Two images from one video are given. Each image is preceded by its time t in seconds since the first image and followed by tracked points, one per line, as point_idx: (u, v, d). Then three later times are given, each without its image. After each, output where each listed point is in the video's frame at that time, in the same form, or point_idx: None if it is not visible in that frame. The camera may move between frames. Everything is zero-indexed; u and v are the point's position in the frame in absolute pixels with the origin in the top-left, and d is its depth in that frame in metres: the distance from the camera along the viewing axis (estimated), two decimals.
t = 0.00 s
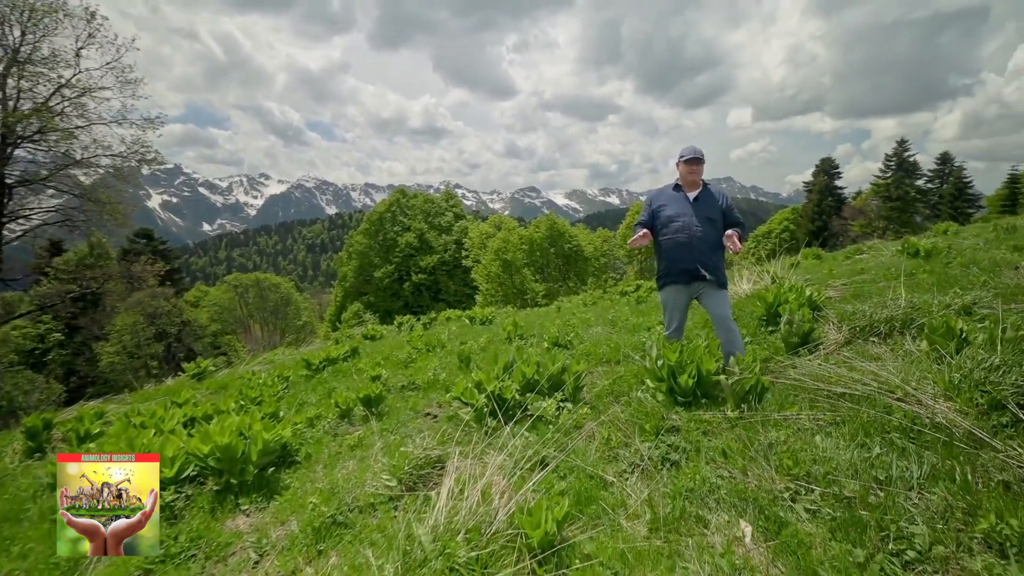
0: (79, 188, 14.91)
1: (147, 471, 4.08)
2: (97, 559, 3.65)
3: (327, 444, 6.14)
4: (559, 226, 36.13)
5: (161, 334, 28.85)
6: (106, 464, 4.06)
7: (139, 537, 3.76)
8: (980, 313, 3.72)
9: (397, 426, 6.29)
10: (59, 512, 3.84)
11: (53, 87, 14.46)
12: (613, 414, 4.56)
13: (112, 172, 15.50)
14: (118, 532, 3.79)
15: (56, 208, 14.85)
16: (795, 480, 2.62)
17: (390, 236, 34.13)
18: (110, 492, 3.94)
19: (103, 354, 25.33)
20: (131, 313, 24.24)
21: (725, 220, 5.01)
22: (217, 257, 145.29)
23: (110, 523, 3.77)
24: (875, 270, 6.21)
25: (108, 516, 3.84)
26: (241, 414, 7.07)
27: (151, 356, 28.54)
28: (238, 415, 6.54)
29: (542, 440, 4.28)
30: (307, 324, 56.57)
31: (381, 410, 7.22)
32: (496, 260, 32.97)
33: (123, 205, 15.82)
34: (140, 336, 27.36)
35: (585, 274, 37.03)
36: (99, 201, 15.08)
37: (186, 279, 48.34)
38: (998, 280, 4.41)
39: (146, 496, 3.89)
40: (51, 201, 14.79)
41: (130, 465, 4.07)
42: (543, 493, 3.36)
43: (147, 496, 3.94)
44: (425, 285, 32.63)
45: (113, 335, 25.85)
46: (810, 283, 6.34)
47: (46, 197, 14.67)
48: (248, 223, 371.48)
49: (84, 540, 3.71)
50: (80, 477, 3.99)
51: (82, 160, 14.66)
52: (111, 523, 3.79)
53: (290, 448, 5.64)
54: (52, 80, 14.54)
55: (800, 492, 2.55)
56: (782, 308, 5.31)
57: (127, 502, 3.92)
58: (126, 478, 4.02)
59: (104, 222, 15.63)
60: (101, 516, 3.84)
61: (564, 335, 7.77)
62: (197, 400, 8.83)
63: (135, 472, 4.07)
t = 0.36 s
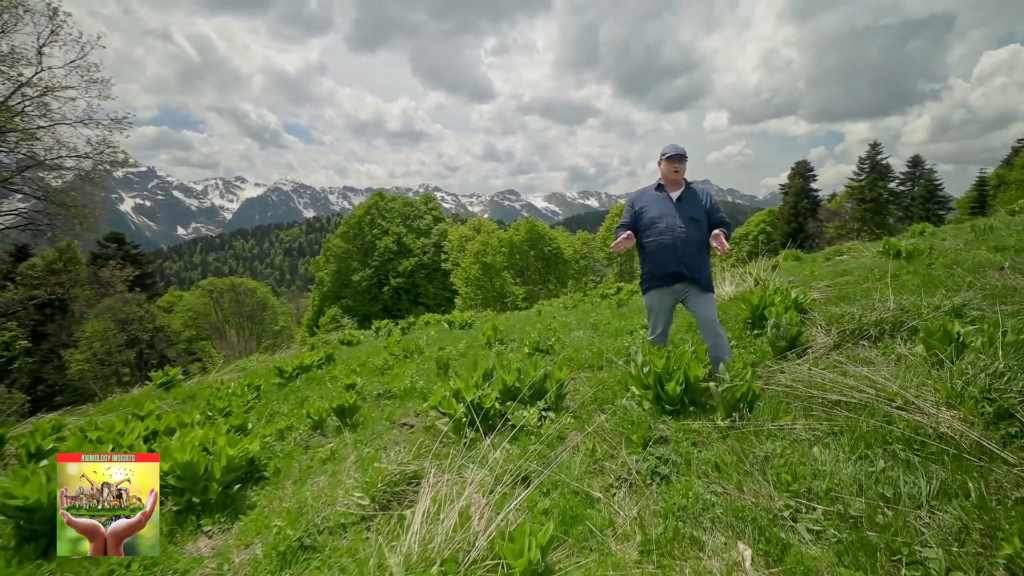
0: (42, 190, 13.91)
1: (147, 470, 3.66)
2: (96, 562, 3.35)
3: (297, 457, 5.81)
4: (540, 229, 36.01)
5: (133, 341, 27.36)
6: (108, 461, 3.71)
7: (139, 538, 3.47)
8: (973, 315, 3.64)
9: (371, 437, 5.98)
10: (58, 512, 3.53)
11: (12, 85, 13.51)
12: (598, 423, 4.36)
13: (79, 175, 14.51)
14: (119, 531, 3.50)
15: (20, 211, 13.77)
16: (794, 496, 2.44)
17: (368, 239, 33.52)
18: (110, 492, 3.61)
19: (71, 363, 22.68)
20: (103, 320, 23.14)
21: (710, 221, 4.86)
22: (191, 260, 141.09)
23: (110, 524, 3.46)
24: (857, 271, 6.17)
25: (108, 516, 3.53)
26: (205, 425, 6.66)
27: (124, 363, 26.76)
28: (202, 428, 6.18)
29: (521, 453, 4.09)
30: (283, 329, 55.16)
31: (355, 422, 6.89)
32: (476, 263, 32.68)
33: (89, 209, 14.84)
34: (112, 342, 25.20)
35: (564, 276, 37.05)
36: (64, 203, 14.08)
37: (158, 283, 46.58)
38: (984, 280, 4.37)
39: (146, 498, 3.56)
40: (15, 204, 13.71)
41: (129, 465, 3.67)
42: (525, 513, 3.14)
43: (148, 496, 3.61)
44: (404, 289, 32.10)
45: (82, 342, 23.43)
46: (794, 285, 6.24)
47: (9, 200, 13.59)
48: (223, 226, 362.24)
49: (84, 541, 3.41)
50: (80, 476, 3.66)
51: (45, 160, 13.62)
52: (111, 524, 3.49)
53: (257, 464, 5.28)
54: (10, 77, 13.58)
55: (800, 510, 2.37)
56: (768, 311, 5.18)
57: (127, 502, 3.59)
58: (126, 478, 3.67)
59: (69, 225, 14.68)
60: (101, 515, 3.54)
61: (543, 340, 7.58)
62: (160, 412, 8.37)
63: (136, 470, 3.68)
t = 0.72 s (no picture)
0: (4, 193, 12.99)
1: (147, 470, 3.61)
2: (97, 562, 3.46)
3: (267, 471, 5.50)
4: (523, 232, 35.85)
5: (106, 347, 25.70)
6: (109, 460, 3.66)
7: (138, 538, 3.54)
8: (962, 317, 3.58)
9: (347, 450, 5.69)
10: (58, 511, 3.56)
11: None
12: (583, 434, 4.18)
13: (45, 177, 13.67)
14: (119, 531, 3.58)
15: None
16: (794, 515, 2.27)
17: (349, 242, 32.88)
18: (110, 492, 3.58)
19: (43, 371, 19.98)
20: (73, 327, 22.10)
21: (696, 221, 4.72)
22: (165, 264, 136.94)
23: (110, 525, 3.53)
24: (841, 272, 6.14)
25: (108, 516, 3.58)
26: (171, 439, 6.28)
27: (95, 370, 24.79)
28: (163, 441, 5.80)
29: (502, 466, 3.89)
30: (261, 334, 53.68)
31: (330, 433, 6.56)
32: (458, 266, 32.33)
33: (54, 211, 13.99)
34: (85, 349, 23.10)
35: (547, 279, 37.01)
36: (27, 206, 13.21)
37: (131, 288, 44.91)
38: (968, 282, 4.35)
39: (145, 498, 3.55)
40: None
41: (130, 465, 3.60)
42: (507, 534, 2.93)
43: (148, 496, 3.61)
44: (385, 292, 31.56)
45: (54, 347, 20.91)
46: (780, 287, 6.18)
47: None
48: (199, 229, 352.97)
49: (84, 541, 3.50)
50: (81, 477, 3.63)
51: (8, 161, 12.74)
52: (111, 523, 3.56)
53: (223, 480, 4.95)
54: None
55: (803, 529, 2.20)
56: (754, 314, 5.09)
57: (127, 502, 3.60)
58: (126, 478, 3.62)
59: (34, 229, 13.77)
60: (102, 515, 3.59)
61: (527, 345, 7.38)
62: (124, 425, 7.91)
63: (137, 469, 3.62)
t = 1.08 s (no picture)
0: None
1: (149, 469, 3.38)
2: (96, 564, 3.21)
3: (234, 487, 5.16)
4: (508, 234, 35.66)
5: (79, 354, 24.47)
6: (108, 460, 3.40)
7: (140, 538, 3.31)
8: (958, 320, 3.49)
9: (321, 463, 5.38)
10: (57, 511, 3.27)
11: None
12: (570, 446, 3.97)
13: (13, 180, 12.82)
14: (119, 531, 3.31)
15: None
16: (799, 537, 2.07)
17: (331, 246, 32.21)
18: (110, 492, 3.33)
19: (14, 379, 18.41)
20: (45, 332, 21.02)
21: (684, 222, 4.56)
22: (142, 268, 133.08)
23: (110, 525, 3.27)
24: (828, 274, 6.08)
25: (109, 515, 3.31)
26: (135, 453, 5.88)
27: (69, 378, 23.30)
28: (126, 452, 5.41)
29: (484, 481, 3.66)
30: (241, 340, 52.25)
31: (304, 445, 6.22)
32: (442, 269, 31.93)
33: (20, 215, 13.18)
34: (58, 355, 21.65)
35: (532, 282, 36.93)
36: None
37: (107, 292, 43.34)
38: (959, 283, 4.29)
39: (147, 498, 3.32)
40: None
41: (130, 464, 3.36)
42: (489, 561, 2.68)
43: (150, 496, 3.37)
44: (369, 296, 30.98)
45: (26, 354, 19.62)
46: (768, 290, 6.07)
47: None
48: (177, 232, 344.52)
49: (84, 541, 3.23)
50: (81, 476, 3.33)
51: None
52: (111, 523, 3.29)
53: (187, 499, 4.60)
54: None
55: (808, 552, 2.01)
56: (744, 318, 4.96)
57: (127, 502, 3.35)
58: (127, 477, 3.37)
59: None
60: (102, 515, 3.31)
61: (511, 350, 7.15)
62: (85, 440, 7.43)
63: (137, 469, 3.38)
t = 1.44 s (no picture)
0: None
1: (148, 470, 3.07)
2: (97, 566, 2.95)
3: (203, 503, 4.86)
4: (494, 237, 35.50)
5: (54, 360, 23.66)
6: (109, 457, 3.10)
7: (140, 538, 3.07)
8: (953, 325, 3.42)
9: (296, 477, 5.10)
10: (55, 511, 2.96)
11: None
12: (554, 460, 3.80)
13: None
14: (119, 530, 3.04)
15: None
16: (802, 562, 1.90)
17: (315, 249, 31.62)
18: (110, 492, 3.04)
19: None
20: (15, 338, 20.07)
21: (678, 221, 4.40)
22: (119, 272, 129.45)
23: (110, 525, 2.99)
24: (815, 277, 6.03)
25: (109, 515, 3.04)
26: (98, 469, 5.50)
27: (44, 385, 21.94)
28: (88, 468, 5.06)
29: (465, 497, 3.46)
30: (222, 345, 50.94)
31: (279, 457, 5.90)
32: (427, 272, 31.59)
33: None
34: (32, 361, 20.39)
35: (517, 286, 36.84)
36: None
37: (84, 296, 41.99)
38: (948, 286, 4.24)
39: (148, 500, 3.03)
40: None
41: (130, 464, 3.05)
42: None
43: (150, 496, 3.09)
44: (354, 300, 30.44)
45: None
46: (756, 294, 5.98)
47: None
48: (155, 234, 336.56)
49: (84, 541, 2.92)
50: (81, 476, 3.03)
51: None
52: (110, 523, 3.01)
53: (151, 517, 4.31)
54: None
55: None
56: (733, 322, 4.85)
57: (127, 502, 3.06)
58: (126, 478, 3.05)
59: None
60: (101, 515, 3.02)
61: (495, 356, 6.95)
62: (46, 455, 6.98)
63: (137, 469, 3.08)
